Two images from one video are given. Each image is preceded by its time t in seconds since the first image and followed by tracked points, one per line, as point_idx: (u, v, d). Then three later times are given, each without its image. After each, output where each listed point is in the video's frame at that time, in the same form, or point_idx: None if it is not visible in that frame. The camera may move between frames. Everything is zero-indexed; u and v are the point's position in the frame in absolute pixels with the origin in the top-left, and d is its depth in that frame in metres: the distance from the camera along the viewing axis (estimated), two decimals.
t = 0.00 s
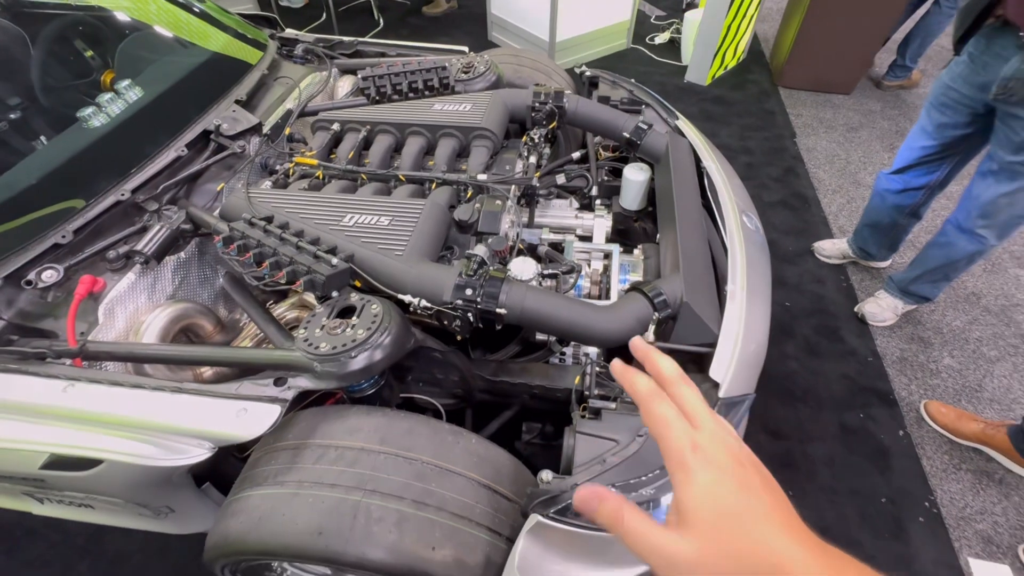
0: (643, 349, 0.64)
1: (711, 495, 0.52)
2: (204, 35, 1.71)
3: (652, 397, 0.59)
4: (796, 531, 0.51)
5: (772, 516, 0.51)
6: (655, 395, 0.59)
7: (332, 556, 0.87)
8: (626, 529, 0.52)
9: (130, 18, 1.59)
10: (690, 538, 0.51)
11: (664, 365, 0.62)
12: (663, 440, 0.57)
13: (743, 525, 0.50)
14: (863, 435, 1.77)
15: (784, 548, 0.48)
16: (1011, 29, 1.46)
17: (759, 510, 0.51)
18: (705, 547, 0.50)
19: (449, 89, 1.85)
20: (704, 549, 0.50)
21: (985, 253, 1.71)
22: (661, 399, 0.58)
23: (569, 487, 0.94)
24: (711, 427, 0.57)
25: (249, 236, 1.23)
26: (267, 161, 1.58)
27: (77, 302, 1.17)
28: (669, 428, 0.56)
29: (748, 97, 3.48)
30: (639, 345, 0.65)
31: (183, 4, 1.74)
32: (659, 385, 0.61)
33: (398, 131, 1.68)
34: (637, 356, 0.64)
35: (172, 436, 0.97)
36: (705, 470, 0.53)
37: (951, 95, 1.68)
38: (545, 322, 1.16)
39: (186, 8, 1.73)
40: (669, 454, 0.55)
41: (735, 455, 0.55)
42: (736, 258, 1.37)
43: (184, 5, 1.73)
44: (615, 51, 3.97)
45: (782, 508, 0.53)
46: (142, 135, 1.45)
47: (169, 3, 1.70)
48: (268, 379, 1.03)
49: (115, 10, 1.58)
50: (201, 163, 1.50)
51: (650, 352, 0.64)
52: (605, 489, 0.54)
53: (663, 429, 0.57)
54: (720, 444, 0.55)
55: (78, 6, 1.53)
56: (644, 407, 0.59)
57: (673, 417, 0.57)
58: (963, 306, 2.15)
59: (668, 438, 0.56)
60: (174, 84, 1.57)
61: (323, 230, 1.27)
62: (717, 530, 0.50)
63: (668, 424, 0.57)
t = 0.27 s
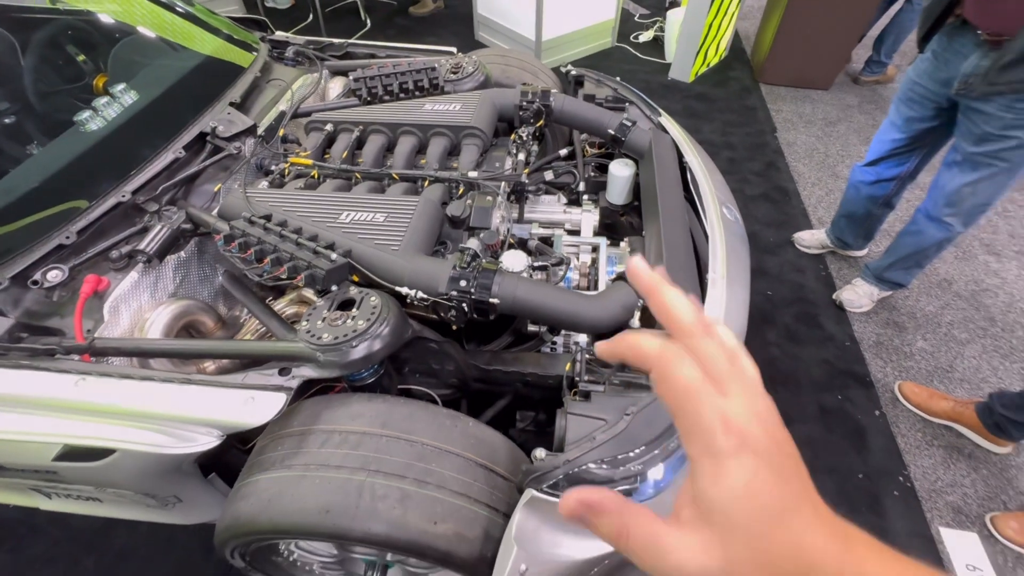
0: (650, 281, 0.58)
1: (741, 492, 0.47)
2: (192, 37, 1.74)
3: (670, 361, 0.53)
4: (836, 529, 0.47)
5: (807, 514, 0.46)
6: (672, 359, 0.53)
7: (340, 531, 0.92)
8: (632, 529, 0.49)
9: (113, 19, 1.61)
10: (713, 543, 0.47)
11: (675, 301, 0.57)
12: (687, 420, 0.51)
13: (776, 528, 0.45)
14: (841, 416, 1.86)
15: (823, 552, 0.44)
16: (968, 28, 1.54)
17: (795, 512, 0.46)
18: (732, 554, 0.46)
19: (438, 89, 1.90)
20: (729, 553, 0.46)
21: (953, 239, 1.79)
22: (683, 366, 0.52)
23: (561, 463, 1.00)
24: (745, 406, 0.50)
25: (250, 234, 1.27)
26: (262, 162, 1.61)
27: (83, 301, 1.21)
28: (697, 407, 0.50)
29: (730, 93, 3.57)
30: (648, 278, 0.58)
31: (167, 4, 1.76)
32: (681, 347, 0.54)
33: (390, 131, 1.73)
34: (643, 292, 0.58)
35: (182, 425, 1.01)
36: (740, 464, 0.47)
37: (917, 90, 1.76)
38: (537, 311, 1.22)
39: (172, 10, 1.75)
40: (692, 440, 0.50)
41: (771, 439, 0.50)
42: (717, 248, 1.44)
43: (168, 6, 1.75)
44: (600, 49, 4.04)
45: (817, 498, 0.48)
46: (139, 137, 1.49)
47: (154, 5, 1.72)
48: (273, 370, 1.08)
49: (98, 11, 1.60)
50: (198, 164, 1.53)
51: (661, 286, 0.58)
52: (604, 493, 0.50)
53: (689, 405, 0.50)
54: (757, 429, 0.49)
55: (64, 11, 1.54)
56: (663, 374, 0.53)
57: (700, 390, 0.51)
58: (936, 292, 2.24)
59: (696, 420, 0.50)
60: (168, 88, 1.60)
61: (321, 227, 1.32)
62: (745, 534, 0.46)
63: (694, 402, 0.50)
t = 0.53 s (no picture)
0: (664, 230, 0.59)
1: (762, 475, 0.53)
2: (183, 34, 1.76)
3: (719, 324, 0.51)
4: (823, 497, 0.57)
5: (808, 490, 0.55)
6: (724, 323, 0.52)
7: (350, 501, 0.97)
8: (643, 492, 0.56)
9: (103, 18, 1.65)
10: (720, 511, 0.56)
11: (694, 253, 0.58)
12: (727, 399, 0.53)
13: (779, 502, 0.54)
14: (825, 395, 1.93)
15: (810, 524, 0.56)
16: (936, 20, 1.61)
17: (800, 489, 0.55)
18: (735, 521, 0.56)
19: (432, 85, 1.95)
20: (734, 518, 0.56)
21: (928, 223, 1.87)
22: (734, 334, 0.51)
23: (558, 434, 1.06)
24: (790, 389, 0.52)
25: (254, 225, 1.32)
26: (261, 157, 1.66)
27: (92, 292, 1.25)
28: (741, 387, 0.52)
29: (716, 88, 3.64)
30: (658, 226, 0.59)
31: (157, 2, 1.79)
32: (729, 312, 0.52)
33: (386, 126, 1.78)
34: (655, 238, 0.59)
35: (195, 406, 1.06)
36: (773, 454, 0.53)
37: (891, 81, 1.84)
38: (532, 294, 1.28)
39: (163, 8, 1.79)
40: (727, 421, 0.54)
41: (802, 427, 0.54)
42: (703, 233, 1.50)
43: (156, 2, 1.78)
44: (589, 46, 4.10)
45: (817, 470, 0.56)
46: (140, 135, 1.52)
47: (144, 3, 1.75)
48: (280, 353, 1.13)
49: (87, 10, 1.64)
50: (199, 160, 1.57)
51: (671, 237, 0.59)
52: (620, 458, 0.55)
53: (732, 382, 0.52)
54: (795, 419, 0.53)
55: (55, 11, 1.60)
56: (709, 338, 0.52)
57: (747, 365, 0.51)
58: (915, 276, 2.33)
59: (740, 402, 0.52)
60: (168, 85, 1.64)
61: (322, 218, 1.37)
62: (753, 508, 0.55)
63: (739, 382, 0.52)
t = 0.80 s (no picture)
0: (588, 268, 0.70)
1: (675, 448, 0.58)
2: (181, 30, 1.80)
3: (624, 332, 0.59)
4: (750, 472, 0.60)
5: (725, 464, 0.59)
6: (627, 329, 0.59)
7: (357, 470, 1.02)
8: (580, 460, 0.64)
9: (98, 13, 1.68)
10: (644, 479, 0.61)
11: (611, 284, 0.69)
12: (632, 384, 0.59)
13: (695, 474, 0.58)
14: (814, 377, 1.99)
15: (735, 493, 0.59)
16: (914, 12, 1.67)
17: (715, 463, 0.58)
18: (658, 491, 0.60)
19: (428, 79, 1.99)
20: (655, 487, 0.61)
21: (911, 209, 1.93)
22: (636, 337, 0.58)
23: (555, 406, 1.11)
24: (690, 377, 0.58)
25: (258, 212, 1.36)
26: (262, 149, 1.69)
27: (102, 278, 1.28)
28: (644, 375, 0.57)
29: (708, 83, 3.70)
30: (585, 264, 0.69)
31: None
32: (632, 322, 0.59)
33: (384, 118, 1.82)
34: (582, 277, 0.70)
35: (205, 383, 1.10)
36: (678, 428, 0.57)
37: (874, 71, 1.90)
38: (529, 276, 1.32)
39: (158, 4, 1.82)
40: (638, 401, 0.59)
41: (708, 407, 0.59)
42: (693, 218, 1.55)
43: None
44: (581, 43, 4.16)
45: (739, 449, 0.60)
46: (144, 128, 1.56)
47: None
48: (286, 333, 1.17)
49: (84, 7, 1.68)
50: (202, 151, 1.61)
51: (595, 274, 0.70)
52: (561, 432, 0.65)
53: (635, 373, 0.58)
54: (696, 399, 0.58)
55: (52, 10, 1.64)
56: (617, 344, 0.59)
57: (648, 362, 0.57)
58: (901, 263, 2.39)
59: (641, 387, 0.58)
60: (169, 79, 1.68)
61: (324, 205, 1.41)
62: (670, 477, 0.59)
63: (643, 374, 0.58)
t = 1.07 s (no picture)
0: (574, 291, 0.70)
1: (676, 428, 0.61)
2: (188, 27, 1.86)
3: (611, 330, 0.65)
4: (757, 455, 0.61)
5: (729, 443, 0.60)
6: (614, 327, 0.65)
7: (367, 440, 1.08)
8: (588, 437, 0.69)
9: (103, 9, 1.75)
10: (648, 460, 0.64)
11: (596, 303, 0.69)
12: (631, 371, 0.64)
13: (698, 455, 0.60)
14: (807, 363, 2.05)
15: (739, 475, 0.60)
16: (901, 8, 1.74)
17: (718, 442, 0.60)
18: (661, 471, 0.63)
19: (431, 74, 2.06)
20: (658, 469, 0.63)
21: (900, 200, 1.99)
22: (624, 332, 0.64)
23: (555, 380, 1.17)
24: (689, 364, 0.62)
25: (270, 199, 1.43)
26: (271, 142, 1.75)
27: (121, 262, 1.34)
28: (639, 363, 0.62)
29: (705, 80, 3.76)
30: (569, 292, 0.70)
31: None
32: (619, 319, 0.65)
33: (389, 112, 1.88)
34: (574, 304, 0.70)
35: (223, 359, 1.16)
36: (678, 411, 0.61)
37: (863, 66, 1.97)
38: (530, 261, 1.38)
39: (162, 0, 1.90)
40: (639, 387, 0.63)
41: (710, 390, 0.61)
42: (687, 205, 1.62)
43: None
44: (580, 42, 4.22)
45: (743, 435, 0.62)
46: (158, 121, 1.62)
47: None
48: (299, 313, 1.23)
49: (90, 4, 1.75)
50: (214, 143, 1.67)
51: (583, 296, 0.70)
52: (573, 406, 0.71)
53: (630, 362, 0.63)
54: (697, 384, 0.61)
55: (64, 8, 1.69)
56: (607, 339, 0.65)
57: (640, 350, 0.62)
58: (893, 254, 2.45)
59: (640, 372, 0.63)
60: (182, 74, 1.74)
61: (332, 193, 1.47)
62: (672, 457, 0.62)
63: (638, 361, 0.63)
